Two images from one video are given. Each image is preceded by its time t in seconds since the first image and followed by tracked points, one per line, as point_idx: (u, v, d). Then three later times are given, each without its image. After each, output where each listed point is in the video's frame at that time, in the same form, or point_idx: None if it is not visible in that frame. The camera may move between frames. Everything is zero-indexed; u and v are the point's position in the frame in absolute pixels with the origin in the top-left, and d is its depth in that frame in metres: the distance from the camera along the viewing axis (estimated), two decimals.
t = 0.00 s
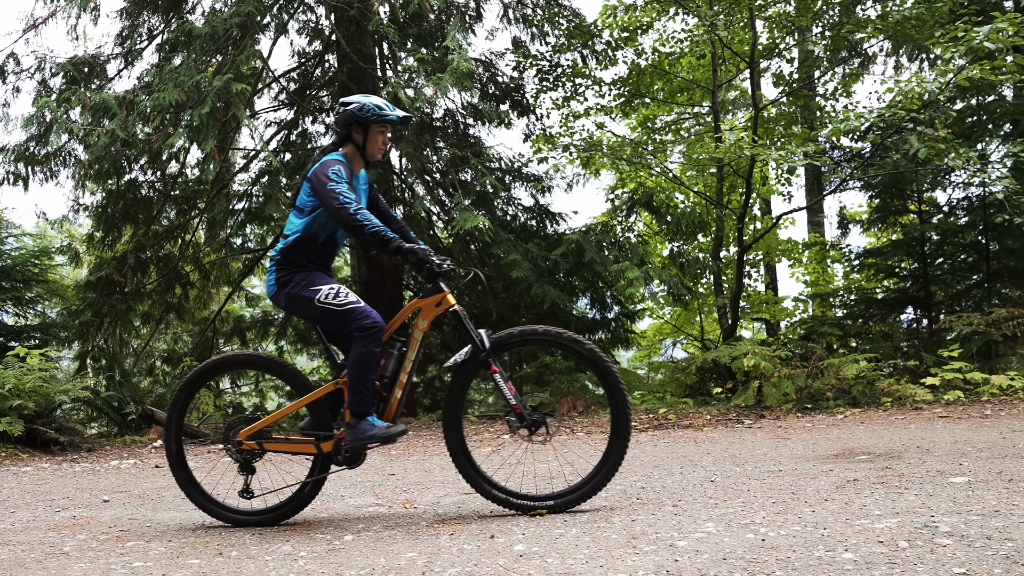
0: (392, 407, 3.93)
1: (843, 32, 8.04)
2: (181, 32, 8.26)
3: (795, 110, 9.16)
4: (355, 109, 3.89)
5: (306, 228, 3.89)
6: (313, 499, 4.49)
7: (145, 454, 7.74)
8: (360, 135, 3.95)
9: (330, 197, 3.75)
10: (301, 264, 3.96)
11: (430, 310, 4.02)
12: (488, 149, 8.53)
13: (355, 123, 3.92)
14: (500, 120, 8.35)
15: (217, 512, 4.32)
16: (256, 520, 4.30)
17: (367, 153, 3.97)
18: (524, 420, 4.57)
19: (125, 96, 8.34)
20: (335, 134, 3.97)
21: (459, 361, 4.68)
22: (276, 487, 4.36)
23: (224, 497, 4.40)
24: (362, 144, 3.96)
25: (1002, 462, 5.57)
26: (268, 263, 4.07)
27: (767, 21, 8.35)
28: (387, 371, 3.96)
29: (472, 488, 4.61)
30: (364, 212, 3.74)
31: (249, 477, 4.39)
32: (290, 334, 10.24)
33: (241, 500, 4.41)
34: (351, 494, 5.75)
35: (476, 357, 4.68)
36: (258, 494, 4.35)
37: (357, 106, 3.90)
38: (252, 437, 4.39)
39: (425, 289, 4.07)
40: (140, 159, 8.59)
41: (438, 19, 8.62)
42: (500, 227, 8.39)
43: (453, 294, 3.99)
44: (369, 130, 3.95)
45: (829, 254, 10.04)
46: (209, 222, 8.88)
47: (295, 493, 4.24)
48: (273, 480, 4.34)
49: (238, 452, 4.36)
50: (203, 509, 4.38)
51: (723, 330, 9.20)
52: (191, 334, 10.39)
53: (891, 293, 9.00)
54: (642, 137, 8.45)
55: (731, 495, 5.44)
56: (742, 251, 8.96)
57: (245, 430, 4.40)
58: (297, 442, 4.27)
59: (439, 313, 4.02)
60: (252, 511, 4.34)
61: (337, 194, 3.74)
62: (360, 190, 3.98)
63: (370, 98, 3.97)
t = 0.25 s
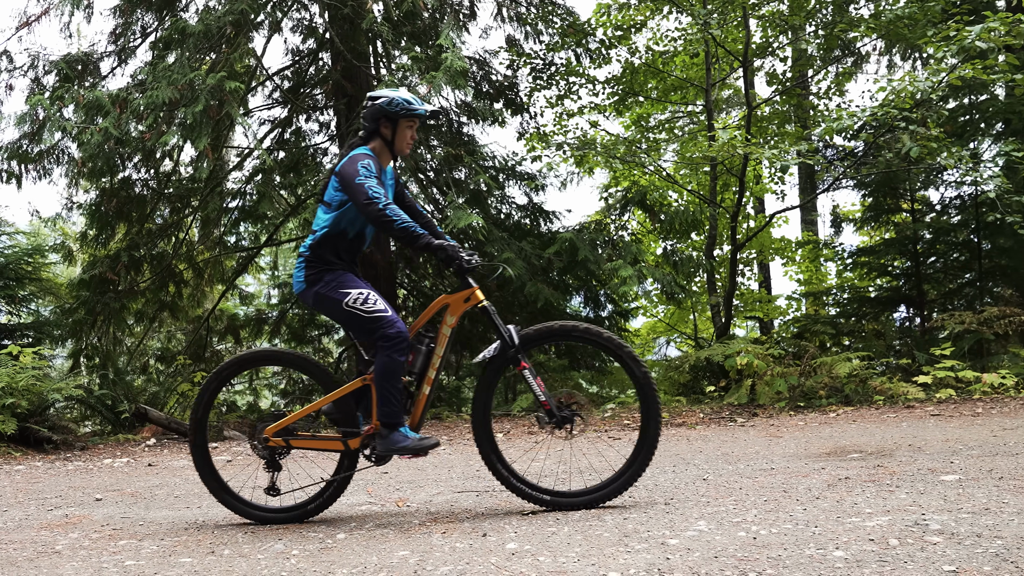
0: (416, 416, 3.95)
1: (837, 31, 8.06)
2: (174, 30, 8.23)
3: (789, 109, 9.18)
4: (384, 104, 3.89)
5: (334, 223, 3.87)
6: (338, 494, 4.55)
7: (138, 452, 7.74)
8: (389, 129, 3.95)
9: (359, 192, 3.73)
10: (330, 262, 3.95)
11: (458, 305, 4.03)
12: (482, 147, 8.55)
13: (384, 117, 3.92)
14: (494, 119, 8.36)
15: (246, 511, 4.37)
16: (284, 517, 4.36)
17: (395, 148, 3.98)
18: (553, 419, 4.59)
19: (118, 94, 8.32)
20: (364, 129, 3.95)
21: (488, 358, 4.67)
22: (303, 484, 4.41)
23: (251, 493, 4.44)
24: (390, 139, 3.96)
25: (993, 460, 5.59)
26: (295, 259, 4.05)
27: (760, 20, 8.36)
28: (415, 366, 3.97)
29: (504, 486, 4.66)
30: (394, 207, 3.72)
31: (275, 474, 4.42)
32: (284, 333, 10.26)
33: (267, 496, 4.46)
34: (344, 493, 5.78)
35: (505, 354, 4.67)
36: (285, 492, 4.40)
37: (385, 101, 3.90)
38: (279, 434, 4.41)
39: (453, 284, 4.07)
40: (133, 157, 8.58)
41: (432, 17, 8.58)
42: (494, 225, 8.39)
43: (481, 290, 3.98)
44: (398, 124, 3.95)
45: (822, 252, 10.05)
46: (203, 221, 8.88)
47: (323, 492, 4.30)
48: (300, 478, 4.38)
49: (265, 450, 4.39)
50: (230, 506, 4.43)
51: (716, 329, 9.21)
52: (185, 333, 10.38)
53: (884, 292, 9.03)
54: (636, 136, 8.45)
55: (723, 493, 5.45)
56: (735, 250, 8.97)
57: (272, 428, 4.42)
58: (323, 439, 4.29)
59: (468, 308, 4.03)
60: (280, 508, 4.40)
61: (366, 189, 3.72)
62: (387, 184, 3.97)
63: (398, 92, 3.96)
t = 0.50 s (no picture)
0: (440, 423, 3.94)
1: (829, 33, 8.08)
2: (168, 30, 8.22)
3: (782, 110, 9.20)
4: (413, 100, 3.87)
5: (363, 222, 3.87)
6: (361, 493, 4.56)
7: (130, 453, 7.73)
8: (418, 126, 3.93)
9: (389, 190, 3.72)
10: (360, 262, 3.96)
11: (487, 303, 3.99)
12: (476, 148, 8.54)
13: (413, 114, 3.90)
14: (487, 120, 8.36)
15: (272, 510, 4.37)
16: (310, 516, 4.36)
17: (424, 145, 3.96)
18: (581, 416, 4.64)
19: (112, 94, 8.30)
20: (393, 125, 3.94)
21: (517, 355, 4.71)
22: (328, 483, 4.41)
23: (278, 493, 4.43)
24: (419, 136, 3.94)
25: (984, 460, 5.61)
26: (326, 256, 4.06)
27: (753, 21, 8.37)
28: (443, 364, 4.00)
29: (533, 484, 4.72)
30: (423, 204, 3.72)
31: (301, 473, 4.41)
32: (278, 333, 10.28)
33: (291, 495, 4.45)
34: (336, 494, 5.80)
35: (534, 351, 4.72)
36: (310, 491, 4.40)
37: (415, 98, 3.87)
38: (306, 433, 4.40)
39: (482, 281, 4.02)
40: (127, 157, 8.57)
41: (426, 18, 8.61)
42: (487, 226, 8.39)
43: (510, 287, 3.93)
44: (427, 121, 3.93)
45: (815, 253, 10.07)
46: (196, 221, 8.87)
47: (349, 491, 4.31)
48: (326, 477, 4.39)
49: (291, 448, 4.38)
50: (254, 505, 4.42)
51: (709, 329, 9.23)
52: (179, 333, 10.37)
53: (876, 292, 9.05)
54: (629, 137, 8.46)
55: (716, 494, 5.46)
56: (728, 250, 8.98)
57: (298, 426, 4.41)
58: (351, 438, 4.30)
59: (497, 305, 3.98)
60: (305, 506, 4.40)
61: (395, 187, 3.70)
62: (415, 181, 3.96)
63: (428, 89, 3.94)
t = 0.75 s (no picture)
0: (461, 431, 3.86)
1: (823, 35, 8.11)
2: (162, 32, 8.20)
3: (776, 112, 9.23)
4: (444, 98, 3.80)
5: (393, 222, 3.81)
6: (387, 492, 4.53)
7: (124, 455, 7.71)
8: (448, 124, 3.87)
9: (421, 189, 3.67)
10: (389, 263, 3.89)
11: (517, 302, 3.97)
12: (470, 150, 8.59)
13: (443, 112, 3.84)
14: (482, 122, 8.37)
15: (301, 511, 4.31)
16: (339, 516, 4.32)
17: (454, 143, 3.90)
18: (613, 415, 4.64)
19: (106, 95, 8.30)
20: (423, 122, 3.88)
21: (547, 354, 4.72)
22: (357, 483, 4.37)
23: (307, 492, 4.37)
24: (449, 134, 3.88)
25: (976, 462, 5.61)
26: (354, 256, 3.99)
27: (748, 24, 8.39)
28: (473, 364, 3.96)
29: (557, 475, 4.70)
30: (455, 203, 3.67)
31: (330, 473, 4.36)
32: (273, 335, 10.30)
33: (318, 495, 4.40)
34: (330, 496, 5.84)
35: (565, 350, 4.72)
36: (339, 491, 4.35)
37: (445, 95, 3.81)
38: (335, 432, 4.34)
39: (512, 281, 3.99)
40: (121, 159, 8.56)
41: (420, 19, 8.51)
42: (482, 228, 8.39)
43: (542, 287, 3.88)
44: (457, 119, 3.87)
45: (809, 255, 10.08)
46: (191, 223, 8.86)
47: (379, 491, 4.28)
48: (355, 477, 4.34)
49: (321, 448, 4.32)
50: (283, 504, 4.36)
51: (703, 331, 9.25)
52: (173, 335, 10.36)
53: (870, 294, 9.08)
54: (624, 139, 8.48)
55: (709, 496, 5.45)
56: (722, 252, 9.00)
57: (327, 426, 4.35)
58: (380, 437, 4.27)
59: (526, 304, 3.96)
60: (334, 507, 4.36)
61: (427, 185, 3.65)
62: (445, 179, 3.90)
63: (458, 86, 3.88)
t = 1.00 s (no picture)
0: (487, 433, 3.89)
1: (818, 38, 8.13)
2: (157, 34, 8.20)
3: (770, 114, 9.24)
4: (474, 96, 3.90)
5: (425, 220, 3.84)
6: (419, 493, 4.55)
7: (119, 457, 7.69)
8: (479, 122, 3.97)
9: (454, 185, 3.71)
10: (419, 262, 3.91)
11: (547, 299, 3.94)
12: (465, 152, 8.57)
13: (474, 110, 3.95)
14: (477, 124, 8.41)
15: (329, 511, 4.36)
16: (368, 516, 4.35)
17: (484, 141, 4.00)
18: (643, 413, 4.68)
19: (101, 97, 8.29)
20: (454, 120, 3.97)
21: (578, 353, 4.79)
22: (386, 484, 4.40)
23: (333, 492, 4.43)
24: (479, 132, 3.98)
25: (969, 464, 5.62)
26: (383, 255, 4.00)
27: (742, 26, 8.41)
28: (504, 363, 3.97)
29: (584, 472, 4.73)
30: (488, 200, 3.71)
31: (358, 473, 4.41)
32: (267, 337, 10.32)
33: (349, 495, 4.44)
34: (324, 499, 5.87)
35: (597, 349, 4.78)
36: (367, 491, 4.39)
37: (475, 94, 3.90)
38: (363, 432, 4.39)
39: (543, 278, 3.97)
40: (116, 160, 8.55)
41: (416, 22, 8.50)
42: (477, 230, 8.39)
43: (572, 285, 3.88)
44: (487, 117, 3.97)
45: (804, 257, 10.10)
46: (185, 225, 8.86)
47: (408, 491, 4.30)
48: (384, 477, 4.37)
49: (349, 448, 4.38)
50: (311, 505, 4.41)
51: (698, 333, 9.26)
52: (168, 337, 10.35)
53: (864, 296, 9.09)
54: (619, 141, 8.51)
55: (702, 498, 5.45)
56: (717, 254, 9.02)
57: (355, 426, 4.40)
58: (408, 437, 4.30)
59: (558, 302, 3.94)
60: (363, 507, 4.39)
61: (460, 181, 3.70)
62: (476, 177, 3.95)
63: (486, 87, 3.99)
